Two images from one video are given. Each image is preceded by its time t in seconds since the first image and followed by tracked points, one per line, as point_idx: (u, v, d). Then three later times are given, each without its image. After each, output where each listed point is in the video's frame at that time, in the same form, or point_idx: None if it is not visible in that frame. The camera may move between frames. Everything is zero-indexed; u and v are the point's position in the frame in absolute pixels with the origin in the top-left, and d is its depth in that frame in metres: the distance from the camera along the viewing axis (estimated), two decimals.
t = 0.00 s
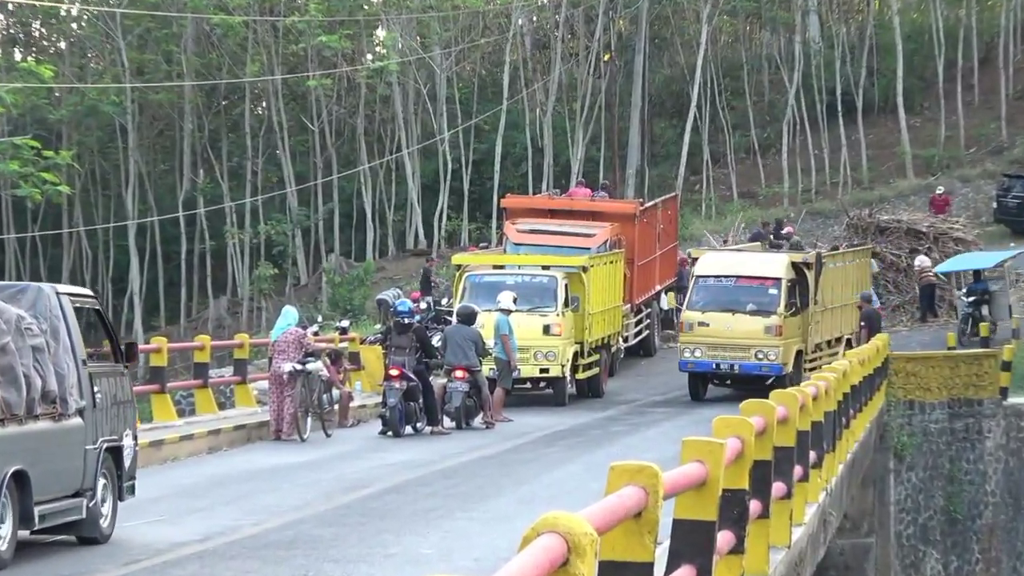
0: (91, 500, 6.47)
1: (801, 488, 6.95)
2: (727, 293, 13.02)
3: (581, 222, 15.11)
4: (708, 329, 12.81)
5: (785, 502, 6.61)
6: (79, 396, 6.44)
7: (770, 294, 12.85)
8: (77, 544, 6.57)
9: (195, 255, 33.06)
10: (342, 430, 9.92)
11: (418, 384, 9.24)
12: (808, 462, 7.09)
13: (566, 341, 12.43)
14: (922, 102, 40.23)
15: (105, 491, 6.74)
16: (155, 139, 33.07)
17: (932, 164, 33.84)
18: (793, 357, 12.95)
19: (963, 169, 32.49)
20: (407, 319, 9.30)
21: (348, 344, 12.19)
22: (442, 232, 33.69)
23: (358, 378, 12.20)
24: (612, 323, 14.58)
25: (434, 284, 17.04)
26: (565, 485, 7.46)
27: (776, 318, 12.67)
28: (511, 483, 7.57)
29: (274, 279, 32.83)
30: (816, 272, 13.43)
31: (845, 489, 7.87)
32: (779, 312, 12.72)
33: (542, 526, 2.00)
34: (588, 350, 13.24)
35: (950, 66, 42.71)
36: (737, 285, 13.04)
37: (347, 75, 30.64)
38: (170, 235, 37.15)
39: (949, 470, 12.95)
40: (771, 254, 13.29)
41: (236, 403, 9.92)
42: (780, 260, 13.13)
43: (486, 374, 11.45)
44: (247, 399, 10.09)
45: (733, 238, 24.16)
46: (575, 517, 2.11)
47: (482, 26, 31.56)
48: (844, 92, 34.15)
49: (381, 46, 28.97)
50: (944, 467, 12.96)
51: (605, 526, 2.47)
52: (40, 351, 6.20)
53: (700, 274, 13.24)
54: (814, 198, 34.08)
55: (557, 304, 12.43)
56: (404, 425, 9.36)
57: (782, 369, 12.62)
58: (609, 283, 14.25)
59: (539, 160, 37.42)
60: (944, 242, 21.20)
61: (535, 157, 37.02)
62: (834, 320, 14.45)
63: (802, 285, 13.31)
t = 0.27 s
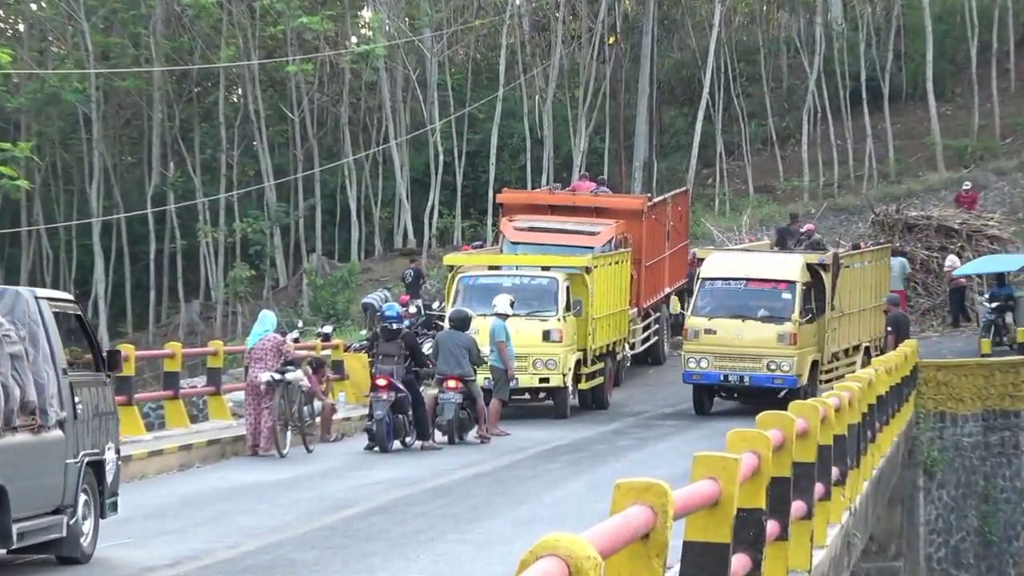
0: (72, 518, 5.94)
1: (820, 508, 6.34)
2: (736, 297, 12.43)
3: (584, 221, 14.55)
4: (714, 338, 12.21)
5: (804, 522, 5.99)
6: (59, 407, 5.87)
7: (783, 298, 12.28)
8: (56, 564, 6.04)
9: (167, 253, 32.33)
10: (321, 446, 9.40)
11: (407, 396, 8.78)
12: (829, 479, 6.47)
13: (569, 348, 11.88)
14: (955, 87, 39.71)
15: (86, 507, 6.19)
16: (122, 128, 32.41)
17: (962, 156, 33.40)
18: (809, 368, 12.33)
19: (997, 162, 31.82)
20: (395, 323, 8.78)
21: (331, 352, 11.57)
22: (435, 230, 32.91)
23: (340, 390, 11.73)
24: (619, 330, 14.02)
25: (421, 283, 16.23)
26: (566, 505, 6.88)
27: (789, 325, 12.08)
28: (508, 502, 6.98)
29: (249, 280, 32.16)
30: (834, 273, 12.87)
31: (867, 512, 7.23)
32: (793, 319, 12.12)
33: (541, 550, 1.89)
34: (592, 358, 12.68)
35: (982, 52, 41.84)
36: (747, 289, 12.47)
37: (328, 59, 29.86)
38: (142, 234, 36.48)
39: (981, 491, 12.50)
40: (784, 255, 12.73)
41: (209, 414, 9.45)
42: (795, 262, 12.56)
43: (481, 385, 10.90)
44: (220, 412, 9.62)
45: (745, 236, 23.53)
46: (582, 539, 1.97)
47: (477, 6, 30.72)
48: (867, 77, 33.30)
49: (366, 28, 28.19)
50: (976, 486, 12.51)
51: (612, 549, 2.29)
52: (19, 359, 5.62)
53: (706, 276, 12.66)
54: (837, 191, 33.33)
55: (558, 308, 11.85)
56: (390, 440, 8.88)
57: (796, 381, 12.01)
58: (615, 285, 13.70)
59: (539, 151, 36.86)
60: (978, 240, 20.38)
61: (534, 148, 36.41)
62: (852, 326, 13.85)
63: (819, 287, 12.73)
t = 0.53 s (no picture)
0: (45, 539, 5.40)
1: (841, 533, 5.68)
2: (741, 301, 11.83)
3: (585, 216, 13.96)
4: (718, 346, 11.62)
5: (824, 549, 5.35)
6: (32, 418, 5.39)
7: (794, 302, 11.71)
8: None
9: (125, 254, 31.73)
10: (298, 464, 8.89)
11: (389, 409, 8.32)
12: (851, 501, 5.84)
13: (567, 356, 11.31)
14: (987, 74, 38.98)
15: (59, 529, 5.66)
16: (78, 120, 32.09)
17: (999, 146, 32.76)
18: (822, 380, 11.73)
19: None
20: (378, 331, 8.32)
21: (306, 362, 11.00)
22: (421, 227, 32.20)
23: (317, 403, 11.21)
24: (621, 337, 13.42)
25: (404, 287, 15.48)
26: (565, 529, 6.29)
27: (800, 334, 11.48)
28: (502, 526, 6.41)
29: (217, 283, 31.60)
30: (849, 274, 12.26)
31: (891, 541, 6.56)
32: (805, 327, 11.53)
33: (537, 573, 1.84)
34: (593, 368, 12.10)
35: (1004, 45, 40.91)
36: (754, 292, 11.86)
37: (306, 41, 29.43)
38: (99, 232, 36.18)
39: None
40: (796, 254, 12.12)
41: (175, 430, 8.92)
42: (807, 263, 11.94)
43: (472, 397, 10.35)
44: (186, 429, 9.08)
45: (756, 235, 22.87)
46: (577, 564, 1.92)
47: None
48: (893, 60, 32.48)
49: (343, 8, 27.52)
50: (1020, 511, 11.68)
51: None
52: None
53: (708, 278, 12.05)
54: (857, 184, 32.72)
55: (555, 314, 11.28)
56: (373, 458, 8.42)
57: (809, 395, 11.42)
58: (617, 288, 13.13)
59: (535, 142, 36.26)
60: (1016, 238, 19.15)
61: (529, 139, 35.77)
62: (869, 333, 13.22)
63: (832, 291, 12.14)
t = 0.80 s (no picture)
0: (31, 546, 5.14)
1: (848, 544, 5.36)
2: (736, 302, 11.53)
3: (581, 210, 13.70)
4: (710, 350, 11.30)
5: (828, 561, 5.02)
6: (15, 423, 5.09)
7: (792, 302, 11.42)
8: None
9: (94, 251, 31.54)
10: (275, 474, 8.58)
11: (374, 415, 8.05)
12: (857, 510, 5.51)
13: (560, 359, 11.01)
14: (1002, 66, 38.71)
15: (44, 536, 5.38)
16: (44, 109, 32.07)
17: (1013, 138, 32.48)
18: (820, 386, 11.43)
19: None
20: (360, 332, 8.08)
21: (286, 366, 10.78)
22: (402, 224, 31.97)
23: (299, 410, 10.97)
24: (616, 340, 13.10)
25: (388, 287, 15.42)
26: (557, 541, 5.99)
27: (798, 337, 11.18)
28: (492, 537, 6.11)
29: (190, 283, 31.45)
30: (850, 273, 11.95)
31: (897, 553, 6.24)
32: (803, 330, 11.24)
33: None
34: (587, 373, 11.81)
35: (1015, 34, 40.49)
36: (749, 293, 11.56)
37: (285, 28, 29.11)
38: (65, 228, 36.17)
39: None
40: (795, 253, 11.84)
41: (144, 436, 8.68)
42: (806, 261, 11.67)
43: (460, 403, 10.08)
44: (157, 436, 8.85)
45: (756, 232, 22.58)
46: None
47: None
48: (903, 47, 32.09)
49: None
50: None
51: None
52: None
53: (701, 278, 11.75)
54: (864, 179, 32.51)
55: (547, 315, 10.98)
56: (355, 467, 8.17)
57: (806, 401, 11.11)
58: (613, 288, 12.82)
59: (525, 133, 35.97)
60: None
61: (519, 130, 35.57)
62: (869, 337, 12.90)
63: (831, 291, 11.84)
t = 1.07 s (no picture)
0: (35, 545, 5.13)
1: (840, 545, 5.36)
2: (720, 303, 11.52)
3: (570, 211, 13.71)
4: (693, 353, 11.29)
5: (819, 561, 5.00)
6: (21, 422, 5.07)
7: (776, 303, 11.39)
8: None
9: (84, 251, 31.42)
10: (268, 475, 8.57)
11: (364, 416, 8.03)
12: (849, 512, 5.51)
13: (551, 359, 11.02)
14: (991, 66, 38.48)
15: (50, 534, 5.36)
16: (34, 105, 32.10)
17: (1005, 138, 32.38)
18: (807, 386, 11.45)
19: None
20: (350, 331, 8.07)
21: (275, 366, 10.78)
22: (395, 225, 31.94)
23: (291, 409, 11.00)
24: (608, 340, 13.15)
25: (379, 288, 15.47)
26: (548, 542, 5.98)
27: (784, 337, 11.18)
28: (484, 538, 6.11)
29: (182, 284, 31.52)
30: (835, 274, 11.95)
31: (887, 554, 6.25)
32: (789, 330, 11.23)
33: None
34: (578, 373, 11.84)
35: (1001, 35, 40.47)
36: (733, 294, 11.54)
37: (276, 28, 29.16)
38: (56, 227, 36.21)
39: None
40: (780, 253, 11.81)
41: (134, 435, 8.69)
42: (791, 262, 11.65)
43: (450, 403, 10.08)
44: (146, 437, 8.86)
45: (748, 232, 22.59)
46: None
47: None
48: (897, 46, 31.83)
49: None
50: None
51: None
52: None
53: (686, 279, 11.73)
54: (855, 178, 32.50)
55: (537, 315, 10.97)
56: (345, 467, 8.15)
57: (791, 403, 11.12)
58: (603, 288, 12.81)
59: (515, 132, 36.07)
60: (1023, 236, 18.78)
61: (510, 129, 35.62)
62: (854, 338, 12.89)
63: (816, 292, 11.85)
